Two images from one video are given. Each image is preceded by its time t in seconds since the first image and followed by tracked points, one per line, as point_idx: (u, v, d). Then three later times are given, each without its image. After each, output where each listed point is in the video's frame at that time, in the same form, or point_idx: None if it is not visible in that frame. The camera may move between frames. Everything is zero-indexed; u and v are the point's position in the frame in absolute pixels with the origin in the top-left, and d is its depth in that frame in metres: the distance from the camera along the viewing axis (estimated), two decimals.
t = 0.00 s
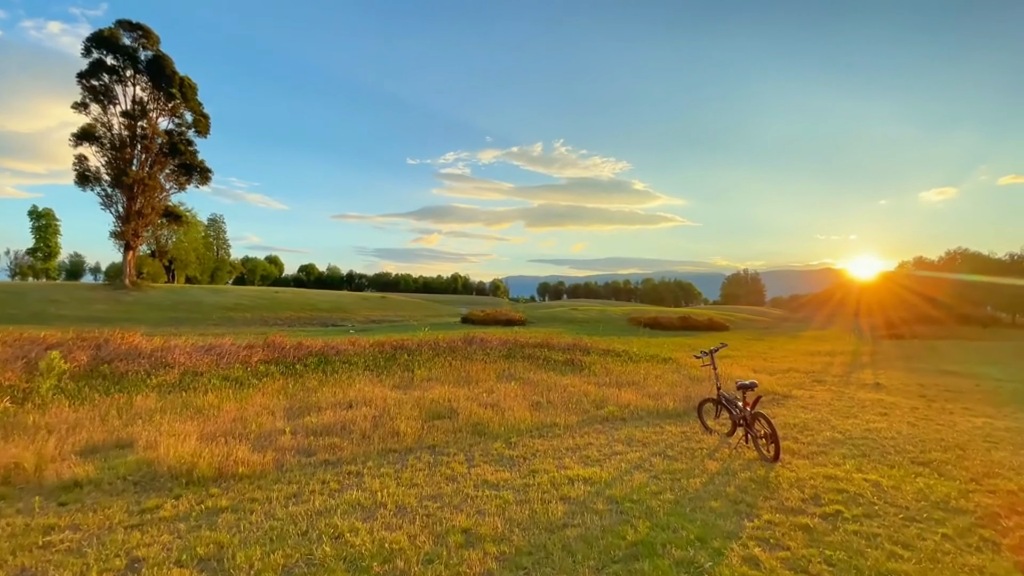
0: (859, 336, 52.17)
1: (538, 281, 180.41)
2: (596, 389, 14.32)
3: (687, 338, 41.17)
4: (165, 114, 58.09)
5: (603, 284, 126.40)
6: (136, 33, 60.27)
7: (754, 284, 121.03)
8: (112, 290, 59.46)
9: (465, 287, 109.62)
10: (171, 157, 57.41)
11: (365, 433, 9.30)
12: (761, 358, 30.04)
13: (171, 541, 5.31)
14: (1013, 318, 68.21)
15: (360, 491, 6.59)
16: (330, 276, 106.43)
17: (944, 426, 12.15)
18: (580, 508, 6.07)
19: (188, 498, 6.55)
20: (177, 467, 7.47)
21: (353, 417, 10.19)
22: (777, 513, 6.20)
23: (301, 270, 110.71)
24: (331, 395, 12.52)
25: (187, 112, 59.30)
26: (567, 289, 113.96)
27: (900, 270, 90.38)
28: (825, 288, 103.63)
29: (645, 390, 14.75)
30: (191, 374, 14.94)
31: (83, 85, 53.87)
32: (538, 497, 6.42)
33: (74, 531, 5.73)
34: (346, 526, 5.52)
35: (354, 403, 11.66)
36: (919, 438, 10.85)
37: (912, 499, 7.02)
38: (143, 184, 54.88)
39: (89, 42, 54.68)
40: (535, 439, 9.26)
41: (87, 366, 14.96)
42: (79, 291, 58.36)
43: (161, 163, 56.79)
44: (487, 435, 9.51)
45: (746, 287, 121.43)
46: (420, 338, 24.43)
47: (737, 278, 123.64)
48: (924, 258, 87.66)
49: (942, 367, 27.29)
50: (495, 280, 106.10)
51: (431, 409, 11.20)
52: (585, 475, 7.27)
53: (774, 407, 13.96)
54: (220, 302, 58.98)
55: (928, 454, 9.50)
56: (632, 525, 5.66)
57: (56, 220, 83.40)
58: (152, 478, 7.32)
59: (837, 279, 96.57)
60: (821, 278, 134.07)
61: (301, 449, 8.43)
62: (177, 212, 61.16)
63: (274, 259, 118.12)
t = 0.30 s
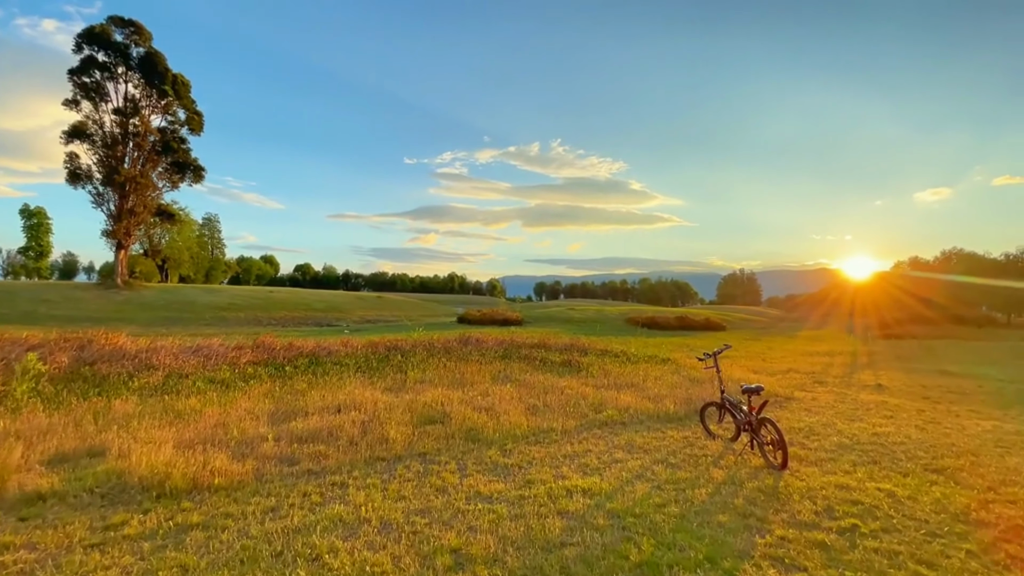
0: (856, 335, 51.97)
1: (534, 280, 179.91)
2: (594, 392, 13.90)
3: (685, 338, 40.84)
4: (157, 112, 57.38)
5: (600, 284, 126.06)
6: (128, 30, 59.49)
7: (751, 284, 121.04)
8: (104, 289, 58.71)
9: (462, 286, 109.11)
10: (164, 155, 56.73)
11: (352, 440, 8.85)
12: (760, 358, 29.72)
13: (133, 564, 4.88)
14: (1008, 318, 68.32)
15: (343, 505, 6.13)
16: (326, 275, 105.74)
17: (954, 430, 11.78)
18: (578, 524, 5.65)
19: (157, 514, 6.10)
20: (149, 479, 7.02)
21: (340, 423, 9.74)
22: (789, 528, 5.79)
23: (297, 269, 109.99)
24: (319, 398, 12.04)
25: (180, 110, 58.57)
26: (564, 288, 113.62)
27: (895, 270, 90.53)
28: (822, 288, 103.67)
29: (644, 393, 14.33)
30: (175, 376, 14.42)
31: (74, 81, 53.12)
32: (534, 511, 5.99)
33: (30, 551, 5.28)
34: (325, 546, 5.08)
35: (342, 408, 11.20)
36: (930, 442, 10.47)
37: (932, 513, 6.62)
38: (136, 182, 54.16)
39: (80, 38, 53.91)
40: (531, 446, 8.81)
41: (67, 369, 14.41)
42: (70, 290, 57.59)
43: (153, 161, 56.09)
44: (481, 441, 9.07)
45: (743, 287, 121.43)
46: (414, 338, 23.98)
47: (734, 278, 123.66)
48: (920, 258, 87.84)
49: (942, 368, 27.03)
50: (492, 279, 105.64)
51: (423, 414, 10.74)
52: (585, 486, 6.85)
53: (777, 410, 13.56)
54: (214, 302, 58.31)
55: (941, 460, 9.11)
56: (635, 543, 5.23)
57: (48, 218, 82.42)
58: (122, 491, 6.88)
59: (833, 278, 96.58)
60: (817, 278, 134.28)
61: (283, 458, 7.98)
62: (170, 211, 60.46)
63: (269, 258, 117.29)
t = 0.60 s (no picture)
0: (854, 335, 51.82)
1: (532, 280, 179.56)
2: (592, 394, 13.55)
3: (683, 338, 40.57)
4: (151, 110, 56.74)
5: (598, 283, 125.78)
6: (121, 27, 58.79)
7: (748, 283, 121.03)
8: (97, 288, 58.07)
9: (459, 286, 108.68)
10: (158, 153, 56.11)
11: (340, 446, 8.47)
12: (759, 358, 29.46)
13: None
14: (1004, 317, 68.42)
15: (327, 519, 5.77)
16: (322, 275, 105.18)
17: (961, 433, 11.48)
18: (579, 539, 5.29)
19: (130, 530, 5.75)
20: (124, 489, 6.67)
21: (329, 428, 9.37)
22: (800, 542, 5.47)
23: (293, 269, 109.35)
24: (309, 401, 11.66)
25: (174, 108, 57.94)
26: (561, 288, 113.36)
27: (892, 269, 90.57)
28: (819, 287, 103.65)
29: (643, 394, 14.00)
30: (162, 379, 14.01)
31: (67, 79, 52.47)
32: (530, 524, 5.64)
33: None
34: (306, 565, 4.73)
35: (332, 411, 10.83)
36: (939, 446, 10.15)
37: (949, 524, 6.29)
38: (129, 181, 53.52)
39: (73, 35, 53.22)
40: (528, 452, 8.47)
41: (50, 370, 13.99)
42: (63, 290, 56.99)
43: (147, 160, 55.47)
44: (476, 447, 8.72)
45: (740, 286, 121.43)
46: (409, 339, 23.60)
47: (731, 277, 123.63)
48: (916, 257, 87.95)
49: (942, 368, 26.79)
50: (489, 279, 105.28)
51: (416, 418, 10.37)
52: (584, 495, 6.50)
53: (780, 411, 13.24)
54: (208, 302, 57.81)
55: (952, 466, 8.80)
56: (638, 560, 4.90)
57: (41, 217, 81.64)
58: (94, 502, 6.51)
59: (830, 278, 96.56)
60: (813, 277, 134.43)
61: (268, 466, 7.61)
62: (164, 210, 59.82)
63: (265, 258, 116.63)
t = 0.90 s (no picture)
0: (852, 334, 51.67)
1: (529, 279, 179.19)
2: (590, 395, 13.11)
3: (682, 337, 40.21)
4: (143, 108, 56.01)
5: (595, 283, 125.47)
6: (113, 24, 58.01)
7: (745, 282, 121.00)
8: (89, 289, 57.36)
9: (456, 285, 108.25)
10: (150, 152, 55.41)
11: (325, 453, 8.02)
12: (758, 357, 29.14)
13: None
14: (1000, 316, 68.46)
15: (302, 534, 5.32)
16: (318, 275, 104.61)
17: (971, 434, 11.11)
18: (576, 557, 4.87)
19: (88, 547, 5.29)
20: (88, 501, 6.21)
21: (314, 432, 8.92)
22: (815, 558, 5.05)
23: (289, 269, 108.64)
24: (295, 404, 11.19)
25: (166, 106, 57.23)
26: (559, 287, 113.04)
27: (888, 268, 90.60)
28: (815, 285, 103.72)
29: (643, 395, 13.59)
30: (145, 381, 13.53)
31: (57, 77, 51.72)
32: (523, 539, 5.23)
33: None
34: None
35: (319, 415, 10.38)
36: (950, 449, 9.78)
37: (973, 535, 5.89)
38: (121, 180, 52.80)
39: (63, 32, 52.45)
40: (523, 457, 8.04)
41: (28, 372, 13.49)
42: (54, 290, 56.28)
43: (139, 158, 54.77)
44: (468, 453, 8.28)
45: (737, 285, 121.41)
46: (403, 339, 23.13)
47: (728, 276, 123.62)
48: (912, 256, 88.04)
49: (942, 367, 26.55)
50: (486, 278, 104.86)
51: (407, 422, 9.93)
52: (583, 506, 6.08)
53: (784, 413, 12.84)
54: (202, 302, 57.21)
55: (965, 469, 8.43)
56: None
57: (33, 217, 80.83)
58: (56, 516, 6.04)
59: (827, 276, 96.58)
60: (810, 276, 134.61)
61: (246, 474, 7.18)
62: (157, 209, 59.11)
63: (261, 258, 115.92)
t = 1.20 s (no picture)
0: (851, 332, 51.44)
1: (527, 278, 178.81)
2: (588, 397, 12.71)
3: (681, 336, 39.84)
4: (137, 106, 55.39)
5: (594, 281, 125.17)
6: (106, 21, 57.36)
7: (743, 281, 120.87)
8: (83, 288, 56.78)
9: (454, 284, 107.82)
10: (145, 150, 54.81)
11: (309, 462, 7.61)
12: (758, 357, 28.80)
13: None
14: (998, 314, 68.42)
15: (278, 555, 4.93)
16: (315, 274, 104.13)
17: (982, 438, 10.75)
18: None
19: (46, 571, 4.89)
20: (51, 518, 5.79)
21: (301, 439, 8.53)
22: None
23: (286, 268, 108.13)
24: (283, 409, 10.77)
25: (161, 104, 56.61)
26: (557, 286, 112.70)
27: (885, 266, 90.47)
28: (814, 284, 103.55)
29: (643, 397, 13.21)
30: (129, 384, 13.08)
31: (50, 74, 51.11)
32: (518, 560, 4.84)
33: None
34: None
35: (307, 419, 9.96)
36: (963, 454, 9.41)
37: (999, 552, 5.51)
38: (114, 178, 52.19)
39: (56, 29, 51.81)
40: (518, 466, 7.66)
41: (8, 376, 13.03)
42: (48, 289, 55.69)
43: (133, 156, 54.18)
44: (461, 460, 7.89)
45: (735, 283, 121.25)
46: (399, 339, 22.74)
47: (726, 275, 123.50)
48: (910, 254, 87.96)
49: (943, 366, 26.27)
50: (485, 277, 104.45)
51: (398, 427, 9.52)
52: (581, 520, 5.69)
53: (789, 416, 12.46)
54: (197, 301, 56.71)
55: (981, 477, 8.06)
56: None
57: (27, 216, 80.17)
58: (17, 533, 5.64)
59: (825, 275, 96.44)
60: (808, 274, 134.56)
61: (225, 486, 6.79)
62: (152, 208, 58.51)
63: (258, 257, 115.34)
